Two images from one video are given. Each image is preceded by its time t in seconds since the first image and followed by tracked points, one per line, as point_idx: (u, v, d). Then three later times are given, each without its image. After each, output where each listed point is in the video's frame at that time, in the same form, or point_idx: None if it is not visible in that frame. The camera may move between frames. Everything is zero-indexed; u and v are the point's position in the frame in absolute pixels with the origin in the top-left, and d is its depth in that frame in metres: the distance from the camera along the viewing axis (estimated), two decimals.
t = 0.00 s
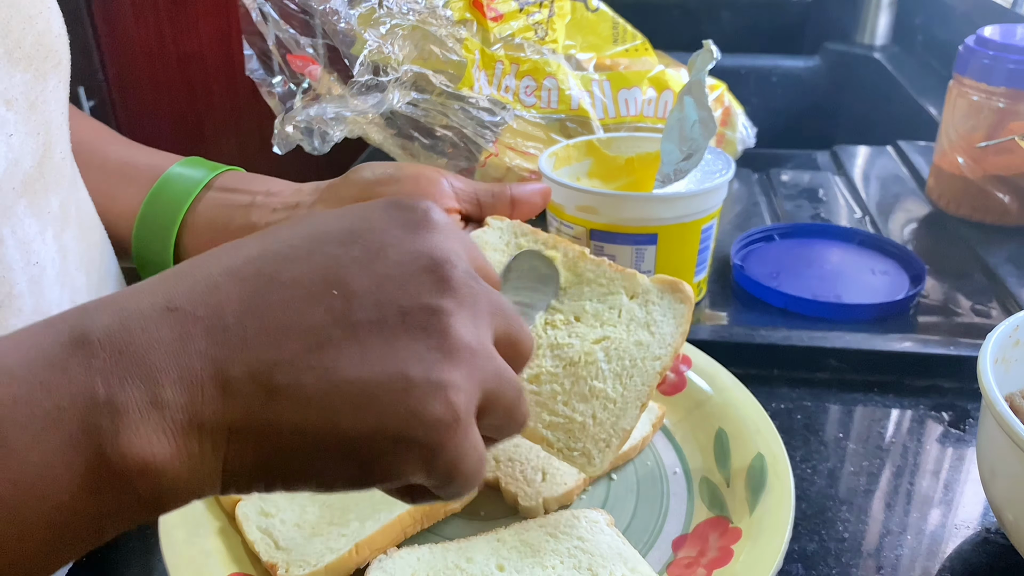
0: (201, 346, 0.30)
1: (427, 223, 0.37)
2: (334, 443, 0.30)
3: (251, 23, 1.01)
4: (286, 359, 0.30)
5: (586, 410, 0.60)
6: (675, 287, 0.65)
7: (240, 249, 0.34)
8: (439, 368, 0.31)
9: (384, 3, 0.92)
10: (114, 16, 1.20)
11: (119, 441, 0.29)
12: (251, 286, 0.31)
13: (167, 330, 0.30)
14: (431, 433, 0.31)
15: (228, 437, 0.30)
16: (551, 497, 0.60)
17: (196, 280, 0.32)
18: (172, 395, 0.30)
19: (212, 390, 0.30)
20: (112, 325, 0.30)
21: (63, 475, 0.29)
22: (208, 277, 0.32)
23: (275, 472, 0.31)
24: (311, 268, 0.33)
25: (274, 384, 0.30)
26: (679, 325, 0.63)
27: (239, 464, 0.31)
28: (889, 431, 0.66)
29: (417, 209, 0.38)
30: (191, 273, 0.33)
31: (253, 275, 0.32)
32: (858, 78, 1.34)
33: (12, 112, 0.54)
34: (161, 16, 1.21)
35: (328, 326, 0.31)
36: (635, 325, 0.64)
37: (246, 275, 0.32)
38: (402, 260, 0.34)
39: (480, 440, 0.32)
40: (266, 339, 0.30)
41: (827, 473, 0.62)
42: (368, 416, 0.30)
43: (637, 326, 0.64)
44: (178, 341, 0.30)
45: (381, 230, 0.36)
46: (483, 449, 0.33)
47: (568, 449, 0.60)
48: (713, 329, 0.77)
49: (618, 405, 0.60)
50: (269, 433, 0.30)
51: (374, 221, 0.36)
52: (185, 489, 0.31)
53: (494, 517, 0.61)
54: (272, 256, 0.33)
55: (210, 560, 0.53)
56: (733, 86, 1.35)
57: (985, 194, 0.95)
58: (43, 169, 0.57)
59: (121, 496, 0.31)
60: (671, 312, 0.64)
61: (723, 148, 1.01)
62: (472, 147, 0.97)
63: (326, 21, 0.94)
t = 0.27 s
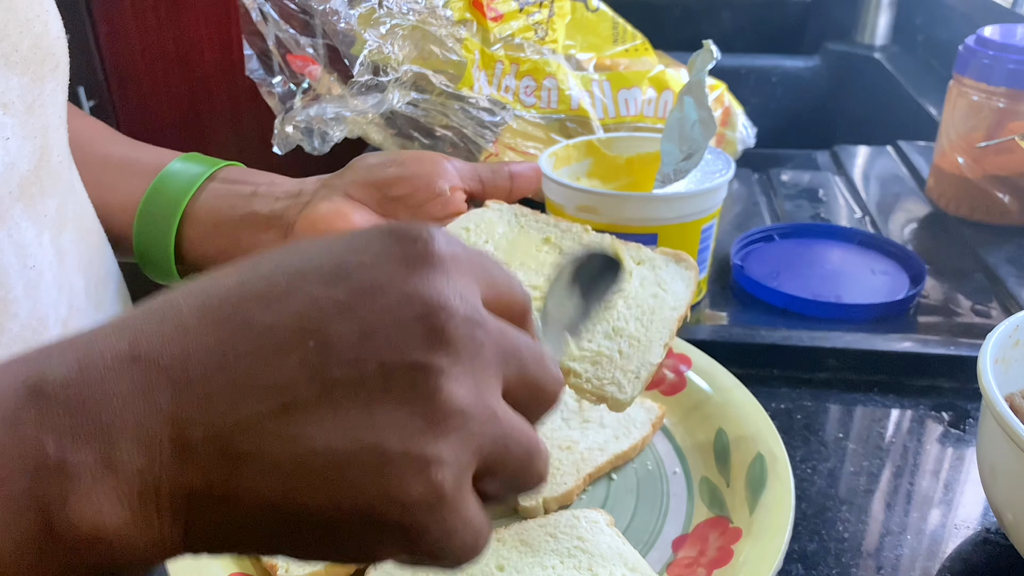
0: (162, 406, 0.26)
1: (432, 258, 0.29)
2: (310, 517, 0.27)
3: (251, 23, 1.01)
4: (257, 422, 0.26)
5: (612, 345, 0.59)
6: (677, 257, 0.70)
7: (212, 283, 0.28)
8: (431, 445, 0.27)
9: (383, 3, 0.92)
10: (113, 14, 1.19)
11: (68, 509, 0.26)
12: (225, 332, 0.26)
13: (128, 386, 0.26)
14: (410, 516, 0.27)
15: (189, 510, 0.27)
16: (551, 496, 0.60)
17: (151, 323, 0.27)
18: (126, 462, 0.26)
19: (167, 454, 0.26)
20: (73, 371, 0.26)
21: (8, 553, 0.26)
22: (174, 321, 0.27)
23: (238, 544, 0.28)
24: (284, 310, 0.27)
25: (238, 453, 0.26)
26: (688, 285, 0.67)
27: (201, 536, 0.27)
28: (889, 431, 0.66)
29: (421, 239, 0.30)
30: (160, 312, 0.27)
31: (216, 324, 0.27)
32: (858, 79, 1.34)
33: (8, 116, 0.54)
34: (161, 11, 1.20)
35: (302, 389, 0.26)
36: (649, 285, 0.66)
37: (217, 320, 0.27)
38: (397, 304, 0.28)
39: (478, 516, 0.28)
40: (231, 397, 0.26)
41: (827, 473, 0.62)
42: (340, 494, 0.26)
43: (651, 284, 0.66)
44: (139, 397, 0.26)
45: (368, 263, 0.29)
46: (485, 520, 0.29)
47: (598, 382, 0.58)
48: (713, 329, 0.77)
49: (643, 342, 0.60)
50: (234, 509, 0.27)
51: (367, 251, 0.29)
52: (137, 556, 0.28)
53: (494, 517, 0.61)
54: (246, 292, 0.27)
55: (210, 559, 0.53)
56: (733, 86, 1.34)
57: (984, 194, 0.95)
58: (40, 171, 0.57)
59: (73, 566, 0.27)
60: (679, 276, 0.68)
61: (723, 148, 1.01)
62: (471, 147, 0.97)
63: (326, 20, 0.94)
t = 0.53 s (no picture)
0: (14, 359, 0.26)
1: (267, 205, 0.30)
2: (168, 451, 0.27)
3: (251, 23, 1.01)
4: (101, 368, 0.26)
5: (596, 344, 0.63)
6: (661, 273, 0.75)
7: (62, 237, 0.28)
8: (272, 375, 0.27)
9: (384, 4, 0.91)
10: (115, 20, 1.20)
11: None
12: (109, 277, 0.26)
13: None
14: (265, 442, 0.26)
15: (57, 448, 0.27)
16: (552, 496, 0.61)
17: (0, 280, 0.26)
18: None
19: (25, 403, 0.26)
20: None
21: None
22: (21, 276, 0.26)
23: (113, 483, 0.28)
24: (130, 261, 0.27)
25: (93, 398, 0.26)
26: (671, 297, 0.72)
27: (72, 474, 0.28)
28: (888, 431, 0.66)
29: (253, 185, 0.30)
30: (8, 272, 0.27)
31: (63, 279, 0.26)
32: (858, 79, 1.34)
33: None
34: (162, 18, 1.20)
35: (143, 332, 0.26)
36: (631, 295, 0.71)
37: (55, 275, 0.26)
38: (232, 251, 0.28)
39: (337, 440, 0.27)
40: (81, 345, 0.26)
41: (826, 472, 0.62)
42: (191, 428, 0.26)
43: (633, 294, 0.71)
44: None
45: (212, 222, 0.28)
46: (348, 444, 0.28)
47: (582, 377, 0.60)
48: (713, 329, 0.77)
49: (624, 343, 0.64)
50: (100, 449, 0.27)
51: (206, 205, 0.29)
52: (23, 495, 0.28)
53: (494, 517, 0.62)
54: (138, 226, 0.28)
55: (211, 559, 0.53)
56: (733, 87, 1.35)
57: (984, 194, 0.95)
58: (27, 177, 0.57)
59: None
60: (663, 290, 0.73)
61: (723, 149, 1.01)
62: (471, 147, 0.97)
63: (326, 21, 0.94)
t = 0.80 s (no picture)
0: (19, 330, 0.26)
1: (265, 190, 0.30)
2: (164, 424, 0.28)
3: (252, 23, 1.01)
4: (104, 339, 0.26)
5: (571, 372, 0.61)
6: (652, 269, 0.71)
7: (65, 220, 0.29)
8: (268, 349, 0.27)
9: (384, 4, 0.91)
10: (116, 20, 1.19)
11: None
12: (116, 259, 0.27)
13: None
14: (260, 414, 0.27)
15: (55, 419, 0.28)
16: (552, 496, 0.61)
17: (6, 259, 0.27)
18: None
19: (28, 373, 0.27)
20: None
21: None
22: (26, 258, 0.27)
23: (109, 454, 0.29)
24: (131, 242, 0.28)
25: (94, 368, 0.27)
26: (659, 301, 0.68)
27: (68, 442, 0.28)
28: (888, 430, 0.66)
29: (252, 172, 0.31)
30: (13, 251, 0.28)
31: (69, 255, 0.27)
32: (857, 79, 1.34)
33: None
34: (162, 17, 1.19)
35: (146, 306, 0.27)
36: (615, 301, 0.68)
37: (61, 251, 0.27)
38: (232, 231, 0.28)
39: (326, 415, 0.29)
40: (86, 316, 0.27)
41: (826, 472, 0.62)
42: (191, 401, 0.27)
43: (618, 302, 0.68)
44: None
45: (212, 205, 0.29)
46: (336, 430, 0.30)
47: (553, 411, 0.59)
48: (713, 329, 0.77)
49: (602, 368, 0.62)
50: (97, 419, 0.27)
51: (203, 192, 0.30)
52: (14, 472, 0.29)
53: (494, 516, 0.62)
54: (143, 213, 0.29)
55: (211, 559, 0.53)
56: (732, 87, 1.35)
57: (984, 195, 0.95)
58: (16, 174, 0.57)
59: None
60: (650, 290, 0.69)
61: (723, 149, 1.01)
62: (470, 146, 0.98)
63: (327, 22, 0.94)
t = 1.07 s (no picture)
0: (41, 311, 0.26)
1: (285, 181, 0.31)
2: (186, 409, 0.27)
3: (251, 23, 1.01)
4: (127, 325, 0.26)
5: (559, 370, 0.61)
6: (637, 266, 0.70)
7: (85, 203, 0.29)
8: (290, 337, 0.27)
9: (385, 4, 0.91)
10: (116, 20, 1.19)
11: None
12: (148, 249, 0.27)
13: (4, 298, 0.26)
14: (280, 399, 0.27)
15: (78, 403, 0.28)
16: (552, 496, 0.61)
17: (30, 239, 0.27)
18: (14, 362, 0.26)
19: (51, 354, 0.26)
20: None
21: None
22: (50, 242, 0.27)
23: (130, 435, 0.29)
24: (156, 227, 0.28)
25: (120, 352, 0.27)
26: (644, 298, 0.68)
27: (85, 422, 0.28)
28: (887, 430, 0.66)
29: (273, 164, 0.31)
30: (35, 231, 0.28)
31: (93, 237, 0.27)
32: (857, 79, 1.34)
33: None
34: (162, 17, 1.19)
35: (171, 291, 0.27)
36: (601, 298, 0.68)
37: (87, 238, 0.27)
38: (252, 221, 0.29)
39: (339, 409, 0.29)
40: (109, 301, 0.26)
41: (826, 472, 0.62)
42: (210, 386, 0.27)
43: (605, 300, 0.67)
44: (18, 307, 0.26)
45: (235, 193, 0.29)
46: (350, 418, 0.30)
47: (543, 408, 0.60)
48: (713, 329, 0.77)
49: (589, 366, 0.62)
50: (120, 400, 0.27)
51: (224, 178, 0.30)
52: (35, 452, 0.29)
53: (494, 516, 0.62)
54: (167, 199, 0.29)
55: (211, 559, 0.53)
56: (732, 87, 1.35)
57: (984, 195, 0.95)
58: (11, 172, 0.57)
59: None
60: (636, 287, 0.69)
61: (722, 149, 1.01)
62: (470, 146, 0.97)
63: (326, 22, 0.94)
